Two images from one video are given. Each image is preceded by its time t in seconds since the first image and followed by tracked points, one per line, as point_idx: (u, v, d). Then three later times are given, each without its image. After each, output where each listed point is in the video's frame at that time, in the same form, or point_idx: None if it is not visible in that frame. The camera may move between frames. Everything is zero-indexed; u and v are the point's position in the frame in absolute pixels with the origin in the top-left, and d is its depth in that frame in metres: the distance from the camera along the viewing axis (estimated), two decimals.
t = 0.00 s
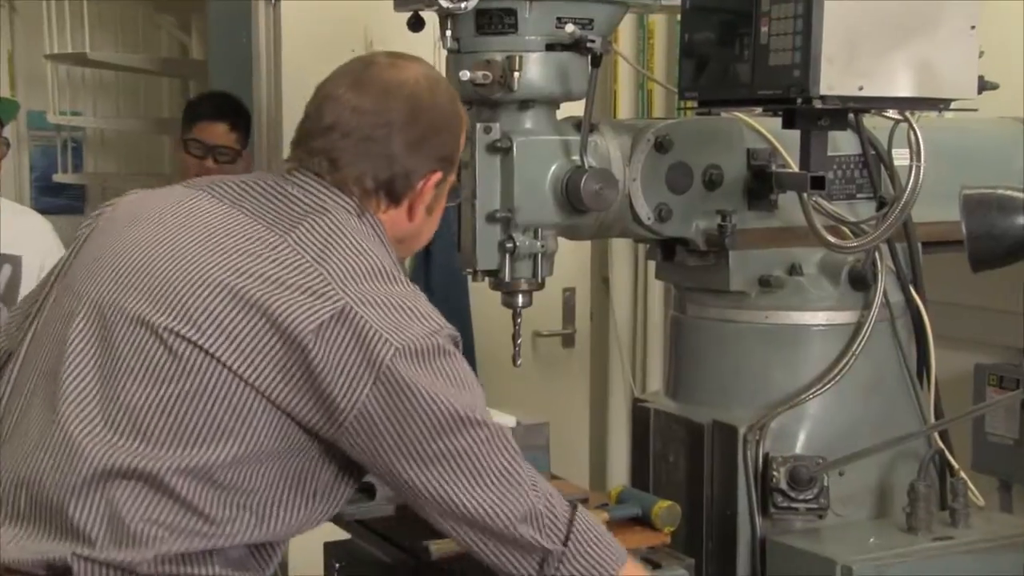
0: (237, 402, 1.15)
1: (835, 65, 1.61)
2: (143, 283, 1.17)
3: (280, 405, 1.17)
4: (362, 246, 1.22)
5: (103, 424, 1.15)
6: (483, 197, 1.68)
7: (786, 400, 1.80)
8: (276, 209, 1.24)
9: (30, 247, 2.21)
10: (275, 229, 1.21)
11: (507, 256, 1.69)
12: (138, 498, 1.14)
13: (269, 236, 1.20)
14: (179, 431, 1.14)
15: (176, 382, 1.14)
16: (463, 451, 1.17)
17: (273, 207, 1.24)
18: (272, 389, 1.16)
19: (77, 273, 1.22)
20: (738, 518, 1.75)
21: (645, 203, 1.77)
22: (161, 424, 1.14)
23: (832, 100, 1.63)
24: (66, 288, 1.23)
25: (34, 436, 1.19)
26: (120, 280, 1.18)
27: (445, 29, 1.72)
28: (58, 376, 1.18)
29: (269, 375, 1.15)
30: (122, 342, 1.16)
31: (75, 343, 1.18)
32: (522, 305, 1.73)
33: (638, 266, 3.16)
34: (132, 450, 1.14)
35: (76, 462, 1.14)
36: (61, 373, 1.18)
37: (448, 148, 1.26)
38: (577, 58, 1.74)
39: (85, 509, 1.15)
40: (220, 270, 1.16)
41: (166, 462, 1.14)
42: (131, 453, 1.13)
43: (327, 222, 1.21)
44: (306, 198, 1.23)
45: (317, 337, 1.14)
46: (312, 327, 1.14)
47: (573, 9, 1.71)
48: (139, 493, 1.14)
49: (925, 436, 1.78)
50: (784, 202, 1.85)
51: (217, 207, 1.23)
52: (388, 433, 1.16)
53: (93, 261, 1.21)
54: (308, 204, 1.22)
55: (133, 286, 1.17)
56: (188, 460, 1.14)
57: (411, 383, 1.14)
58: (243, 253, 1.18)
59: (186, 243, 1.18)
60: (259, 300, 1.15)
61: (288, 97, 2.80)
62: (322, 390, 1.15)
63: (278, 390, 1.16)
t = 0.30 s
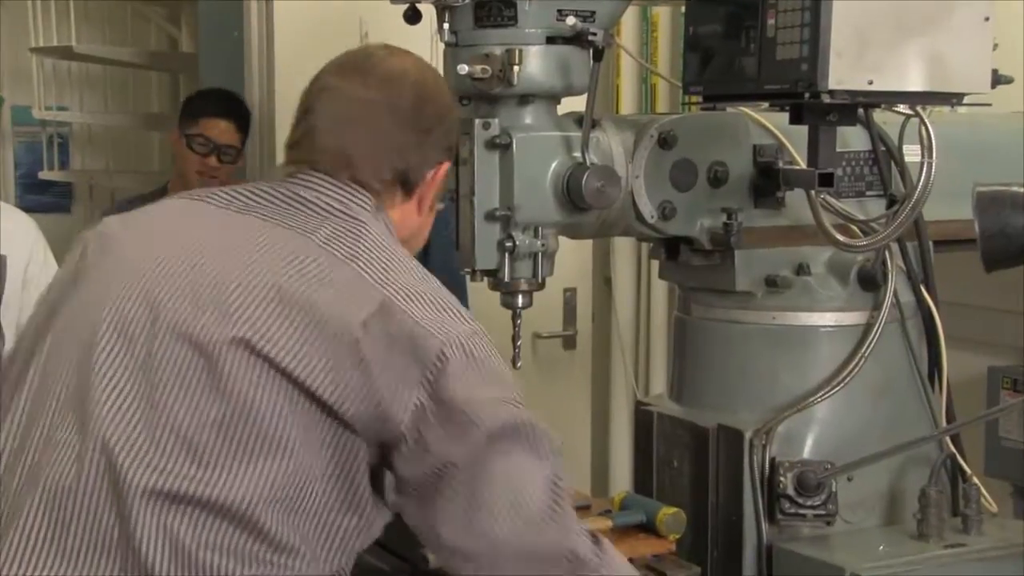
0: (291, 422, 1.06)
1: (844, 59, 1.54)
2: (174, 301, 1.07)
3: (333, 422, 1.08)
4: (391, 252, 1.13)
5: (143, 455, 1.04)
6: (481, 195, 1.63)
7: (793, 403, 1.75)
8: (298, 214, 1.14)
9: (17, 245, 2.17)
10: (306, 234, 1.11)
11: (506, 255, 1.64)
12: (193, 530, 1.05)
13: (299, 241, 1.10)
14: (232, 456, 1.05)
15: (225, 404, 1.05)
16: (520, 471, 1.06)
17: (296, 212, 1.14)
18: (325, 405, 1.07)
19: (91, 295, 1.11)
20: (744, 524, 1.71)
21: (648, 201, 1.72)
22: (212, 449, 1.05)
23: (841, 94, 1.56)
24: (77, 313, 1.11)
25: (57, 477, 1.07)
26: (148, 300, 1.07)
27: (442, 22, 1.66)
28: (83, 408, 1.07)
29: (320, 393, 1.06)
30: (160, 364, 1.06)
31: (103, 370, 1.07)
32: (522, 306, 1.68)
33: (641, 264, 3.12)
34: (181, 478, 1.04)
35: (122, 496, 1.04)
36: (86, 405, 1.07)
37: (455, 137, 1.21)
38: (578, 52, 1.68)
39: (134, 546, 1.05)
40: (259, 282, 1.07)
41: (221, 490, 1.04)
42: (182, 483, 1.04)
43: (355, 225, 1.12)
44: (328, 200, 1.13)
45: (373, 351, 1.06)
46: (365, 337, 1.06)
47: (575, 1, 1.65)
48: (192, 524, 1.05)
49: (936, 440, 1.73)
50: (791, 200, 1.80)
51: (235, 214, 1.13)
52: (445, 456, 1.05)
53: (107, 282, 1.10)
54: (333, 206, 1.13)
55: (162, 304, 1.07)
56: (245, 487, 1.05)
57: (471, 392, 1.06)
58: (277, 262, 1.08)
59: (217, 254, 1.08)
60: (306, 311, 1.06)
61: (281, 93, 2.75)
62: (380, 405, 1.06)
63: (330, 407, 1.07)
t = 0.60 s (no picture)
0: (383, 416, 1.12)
1: (844, 58, 1.53)
2: (270, 303, 1.12)
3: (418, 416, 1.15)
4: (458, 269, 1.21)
5: (243, 444, 1.08)
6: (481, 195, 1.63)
7: (793, 403, 1.75)
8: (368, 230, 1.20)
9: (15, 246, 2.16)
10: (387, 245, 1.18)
11: (506, 255, 1.64)
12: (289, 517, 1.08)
13: (377, 251, 1.17)
14: (330, 446, 1.10)
15: (322, 398, 1.10)
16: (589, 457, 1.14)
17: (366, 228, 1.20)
18: (415, 401, 1.14)
19: (177, 304, 1.16)
20: (744, 524, 1.71)
21: (648, 201, 1.72)
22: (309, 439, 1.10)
23: (841, 94, 1.56)
24: (160, 321, 1.16)
25: (149, 468, 1.09)
26: (240, 302, 1.13)
27: (442, 22, 1.65)
28: (173, 403, 1.10)
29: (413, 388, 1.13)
30: (257, 359, 1.10)
31: (197, 365, 1.11)
32: (522, 305, 1.68)
33: (641, 264, 3.12)
34: (281, 466, 1.08)
35: (223, 482, 1.07)
36: (180, 398, 1.10)
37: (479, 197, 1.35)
38: (578, 51, 1.68)
39: (228, 532, 1.07)
40: (350, 286, 1.13)
41: (322, 476, 1.09)
42: (281, 468, 1.08)
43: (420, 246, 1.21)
44: (394, 223, 1.21)
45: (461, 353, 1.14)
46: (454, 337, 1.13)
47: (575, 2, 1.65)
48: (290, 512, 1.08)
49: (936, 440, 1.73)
50: (791, 200, 1.80)
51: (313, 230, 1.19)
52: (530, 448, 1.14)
53: (194, 291, 1.16)
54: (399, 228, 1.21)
55: (256, 304, 1.12)
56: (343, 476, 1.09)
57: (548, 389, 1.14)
58: (363, 268, 1.15)
59: (304, 265, 1.15)
60: (401, 313, 1.13)
61: (281, 92, 2.75)
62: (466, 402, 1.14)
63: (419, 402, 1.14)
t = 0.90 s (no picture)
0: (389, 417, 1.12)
1: (844, 58, 1.53)
2: (279, 304, 1.13)
3: (425, 419, 1.14)
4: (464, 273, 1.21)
5: (252, 444, 1.09)
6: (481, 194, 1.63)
7: (793, 403, 1.75)
8: (374, 236, 1.20)
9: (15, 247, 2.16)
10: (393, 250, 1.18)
11: (506, 255, 1.64)
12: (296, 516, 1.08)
13: (385, 256, 1.17)
14: (337, 446, 1.10)
15: (330, 398, 1.10)
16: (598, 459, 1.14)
17: (373, 234, 1.20)
18: (421, 403, 1.13)
19: (186, 307, 1.16)
20: (744, 524, 1.71)
21: (648, 201, 1.72)
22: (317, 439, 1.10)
23: (841, 94, 1.56)
24: (169, 325, 1.16)
25: (158, 468, 1.09)
26: (249, 304, 1.13)
27: (443, 21, 1.65)
28: (183, 404, 1.11)
29: (419, 390, 1.13)
30: (265, 360, 1.11)
31: (207, 366, 1.11)
32: (522, 305, 1.67)
33: (642, 264, 3.11)
34: (290, 465, 1.09)
35: (232, 481, 1.07)
36: (190, 400, 1.11)
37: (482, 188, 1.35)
38: (578, 51, 1.68)
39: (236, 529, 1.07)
40: (357, 288, 1.14)
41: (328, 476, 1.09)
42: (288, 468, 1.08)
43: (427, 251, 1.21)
44: (400, 229, 1.21)
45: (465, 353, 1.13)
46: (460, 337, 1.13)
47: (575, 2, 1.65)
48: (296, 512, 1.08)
49: (936, 440, 1.73)
50: (792, 200, 1.80)
51: (320, 236, 1.20)
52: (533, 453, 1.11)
53: (203, 294, 1.16)
54: (404, 234, 1.21)
55: (265, 306, 1.13)
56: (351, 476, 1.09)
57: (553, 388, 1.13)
58: (370, 272, 1.15)
59: (311, 268, 1.15)
60: (407, 314, 1.13)
61: (281, 92, 2.74)
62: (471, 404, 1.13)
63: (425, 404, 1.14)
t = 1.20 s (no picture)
0: (390, 420, 1.12)
1: (846, 58, 1.53)
2: (279, 306, 1.13)
3: (426, 421, 1.15)
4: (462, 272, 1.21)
5: (254, 448, 1.09)
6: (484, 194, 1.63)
7: (796, 403, 1.75)
8: (370, 235, 1.20)
9: (16, 247, 2.16)
10: (391, 250, 1.18)
11: (509, 256, 1.64)
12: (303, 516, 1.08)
13: (382, 254, 1.17)
14: (339, 449, 1.10)
15: (332, 401, 1.10)
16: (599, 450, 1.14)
17: (370, 234, 1.20)
18: (422, 405, 1.14)
19: (185, 310, 1.16)
20: (747, 524, 1.71)
21: (651, 202, 1.72)
22: (319, 442, 1.10)
23: (844, 95, 1.56)
24: (167, 328, 1.16)
25: (159, 473, 1.09)
26: (248, 306, 1.13)
27: (446, 21, 1.65)
28: (184, 408, 1.11)
29: (421, 391, 1.13)
30: (267, 364, 1.11)
31: (208, 369, 1.11)
32: (525, 305, 1.67)
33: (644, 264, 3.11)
34: (293, 466, 1.09)
35: (234, 485, 1.07)
36: (190, 402, 1.11)
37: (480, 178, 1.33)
38: (581, 51, 1.68)
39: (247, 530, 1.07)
40: (357, 290, 1.14)
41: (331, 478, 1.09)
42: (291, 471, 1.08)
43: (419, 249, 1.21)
44: (395, 227, 1.21)
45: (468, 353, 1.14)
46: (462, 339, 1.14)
47: (577, 1, 1.65)
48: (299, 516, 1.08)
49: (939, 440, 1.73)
50: (794, 200, 1.80)
51: (315, 237, 1.20)
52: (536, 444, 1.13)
53: (202, 297, 1.16)
54: (400, 233, 1.21)
55: (265, 309, 1.13)
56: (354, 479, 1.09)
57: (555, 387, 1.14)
58: (367, 272, 1.15)
59: (311, 270, 1.15)
60: (405, 312, 1.14)
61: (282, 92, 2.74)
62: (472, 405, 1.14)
63: (426, 405, 1.14)
